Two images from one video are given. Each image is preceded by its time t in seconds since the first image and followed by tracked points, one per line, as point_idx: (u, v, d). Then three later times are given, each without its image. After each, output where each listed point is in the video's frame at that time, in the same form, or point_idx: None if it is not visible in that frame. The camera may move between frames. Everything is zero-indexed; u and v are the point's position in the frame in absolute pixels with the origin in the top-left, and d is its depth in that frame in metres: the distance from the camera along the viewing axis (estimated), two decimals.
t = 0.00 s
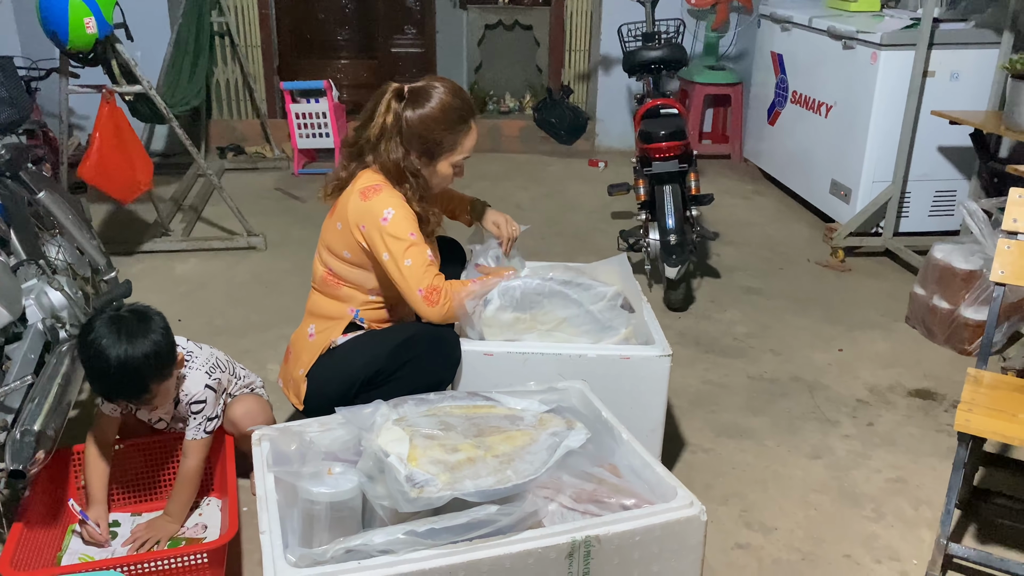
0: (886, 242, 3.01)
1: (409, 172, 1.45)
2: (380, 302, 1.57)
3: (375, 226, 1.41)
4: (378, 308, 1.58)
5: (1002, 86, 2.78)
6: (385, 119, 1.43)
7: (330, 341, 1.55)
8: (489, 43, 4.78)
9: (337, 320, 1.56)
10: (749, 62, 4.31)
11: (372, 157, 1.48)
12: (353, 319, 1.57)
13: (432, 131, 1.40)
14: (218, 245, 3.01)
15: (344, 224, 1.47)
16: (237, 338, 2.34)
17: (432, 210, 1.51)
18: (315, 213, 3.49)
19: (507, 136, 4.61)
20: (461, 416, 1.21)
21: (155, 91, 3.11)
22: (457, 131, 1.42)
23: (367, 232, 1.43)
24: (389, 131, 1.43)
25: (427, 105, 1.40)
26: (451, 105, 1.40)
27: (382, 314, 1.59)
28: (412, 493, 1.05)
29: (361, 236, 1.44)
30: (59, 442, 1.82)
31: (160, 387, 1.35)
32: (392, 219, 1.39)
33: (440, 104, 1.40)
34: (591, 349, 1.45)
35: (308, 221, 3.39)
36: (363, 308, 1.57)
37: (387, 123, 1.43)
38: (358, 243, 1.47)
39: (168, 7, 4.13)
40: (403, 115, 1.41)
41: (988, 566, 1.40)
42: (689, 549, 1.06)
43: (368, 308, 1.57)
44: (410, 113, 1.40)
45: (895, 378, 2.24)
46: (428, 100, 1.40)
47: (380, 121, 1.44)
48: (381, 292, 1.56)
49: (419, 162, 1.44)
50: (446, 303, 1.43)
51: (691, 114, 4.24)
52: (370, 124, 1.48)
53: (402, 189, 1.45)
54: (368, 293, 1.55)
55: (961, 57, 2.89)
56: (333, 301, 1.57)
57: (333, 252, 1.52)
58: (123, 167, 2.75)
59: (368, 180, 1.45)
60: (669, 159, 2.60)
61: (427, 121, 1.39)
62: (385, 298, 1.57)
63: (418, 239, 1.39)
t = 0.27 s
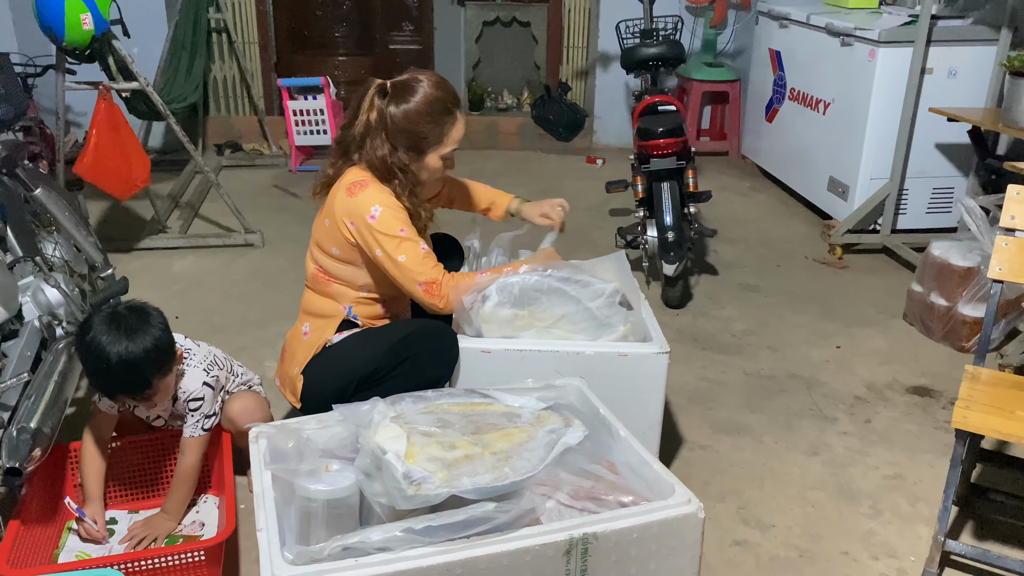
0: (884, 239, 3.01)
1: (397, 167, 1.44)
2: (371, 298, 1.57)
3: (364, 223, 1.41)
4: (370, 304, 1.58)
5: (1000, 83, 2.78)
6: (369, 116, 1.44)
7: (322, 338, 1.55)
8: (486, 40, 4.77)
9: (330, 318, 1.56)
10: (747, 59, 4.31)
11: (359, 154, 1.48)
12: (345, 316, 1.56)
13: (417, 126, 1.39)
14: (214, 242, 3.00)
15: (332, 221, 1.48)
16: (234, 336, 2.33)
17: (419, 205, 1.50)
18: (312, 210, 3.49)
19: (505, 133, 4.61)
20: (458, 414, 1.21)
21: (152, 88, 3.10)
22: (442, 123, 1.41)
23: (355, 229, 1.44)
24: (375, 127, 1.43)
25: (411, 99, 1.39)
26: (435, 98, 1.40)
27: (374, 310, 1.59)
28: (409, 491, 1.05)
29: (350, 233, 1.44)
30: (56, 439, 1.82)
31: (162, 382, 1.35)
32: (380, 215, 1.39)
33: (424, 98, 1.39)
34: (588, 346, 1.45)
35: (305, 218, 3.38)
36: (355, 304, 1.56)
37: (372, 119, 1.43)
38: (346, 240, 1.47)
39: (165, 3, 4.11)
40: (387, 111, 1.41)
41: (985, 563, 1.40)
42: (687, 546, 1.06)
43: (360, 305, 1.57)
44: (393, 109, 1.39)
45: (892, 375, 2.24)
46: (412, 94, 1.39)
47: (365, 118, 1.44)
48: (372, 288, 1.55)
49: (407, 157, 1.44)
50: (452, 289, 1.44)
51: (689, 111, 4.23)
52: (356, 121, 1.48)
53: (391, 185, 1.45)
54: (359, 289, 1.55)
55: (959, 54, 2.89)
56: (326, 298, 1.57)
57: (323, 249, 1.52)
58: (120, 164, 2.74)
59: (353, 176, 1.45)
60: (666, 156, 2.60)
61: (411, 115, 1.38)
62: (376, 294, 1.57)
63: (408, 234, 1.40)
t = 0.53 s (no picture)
0: (883, 236, 3.01)
1: (398, 164, 1.44)
2: (371, 295, 1.57)
3: (366, 217, 1.40)
4: (371, 300, 1.58)
5: (1000, 80, 2.78)
6: (370, 113, 1.44)
7: (322, 334, 1.55)
8: (486, 37, 4.77)
9: (330, 314, 1.56)
10: (746, 56, 4.30)
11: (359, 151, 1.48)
12: (345, 312, 1.56)
13: (418, 123, 1.39)
14: (214, 239, 3.00)
15: (333, 217, 1.47)
16: (233, 333, 2.33)
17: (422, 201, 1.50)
18: (312, 208, 3.49)
19: (504, 130, 4.60)
20: (458, 412, 1.21)
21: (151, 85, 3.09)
22: (443, 122, 1.41)
23: (358, 223, 1.43)
24: (376, 125, 1.43)
25: (413, 97, 1.39)
26: (437, 96, 1.39)
27: (375, 307, 1.58)
28: (409, 488, 1.05)
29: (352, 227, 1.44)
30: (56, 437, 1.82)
31: (163, 376, 1.35)
32: (383, 209, 1.39)
33: (425, 96, 1.39)
34: (589, 343, 1.45)
35: (304, 215, 3.38)
36: (355, 300, 1.56)
37: (373, 116, 1.43)
38: (348, 235, 1.47)
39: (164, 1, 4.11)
40: (389, 108, 1.41)
41: (984, 560, 1.41)
42: (686, 544, 1.06)
43: (360, 301, 1.56)
44: (396, 106, 1.39)
45: (891, 372, 2.24)
46: (414, 91, 1.39)
47: (367, 115, 1.44)
48: (373, 284, 1.55)
49: (407, 154, 1.43)
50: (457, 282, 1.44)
51: (688, 108, 4.23)
52: (357, 118, 1.48)
53: (392, 181, 1.46)
54: (359, 286, 1.55)
55: (958, 52, 2.89)
56: (326, 294, 1.57)
57: (325, 245, 1.52)
58: (119, 161, 2.74)
59: (356, 172, 1.45)
60: (666, 153, 2.59)
61: (412, 113, 1.38)
62: (376, 291, 1.57)
63: (412, 227, 1.39)
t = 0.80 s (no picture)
0: (883, 235, 3.01)
1: (400, 165, 1.44)
2: (371, 295, 1.57)
3: (366, 219, 1.40)
4: (370, 301, 1.58)
5: (1000, 79, 2.77)
6: (374, 113, 1.44)
7: (322, 335, 1.55)
8: (486, 36, 4.78)
9: (329, 315, 1.56)
10: (747, 55, 4.30)
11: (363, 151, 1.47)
12: (345, 313, 1.56)
13: (423, 124, 1.40)
14: (213, 238, 3.00)
15: (334, 217, 1.47)
16: (233, 332, 2.33)
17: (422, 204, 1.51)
18: (311, 207, 3.49)
19: (505, 129, 4.60)
20: (457, 411, 1.21)
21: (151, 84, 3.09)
22: (447, 123, 1.42)
23: (357, 225, 1.43)
24: (380, 125, 1.43)
25: (418, 98, 1.39)
26: (442, 97, 1.40)
27: (374, 307, 1.59)
28: (408, 488, 1.05)
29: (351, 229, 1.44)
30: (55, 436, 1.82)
31: (165, 350, 1.35)
32: (381, 211, 1.39)
33: (430, 96, 1.39)
34: (588, 343, 1.45)
35: (304, 214, 3.38)
36: (354, 301, 1.56)
37: (378, 116, 1.43)
38: (347, 236, 1.47)
39: None
40: (393, 109, 1.41)
41: (983, 560, 1.41)
42: (686, 543, 1.06)
43: (360, 301, 1.56)
44: (401, 106, 1.40)
45: (891, 371, 2.24)
46: (419, 92, 1.40)
47: (371, 115, 1.44)
48: (372, 284, 1.55)
49: (410, 155, 1.44)
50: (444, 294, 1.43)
51: (689, 107, 4.23)
52: (360, 118, 1.48)
53: (393, 182, 1.45)
54: (359, 287, 1.55)
55: (958, 51, 2.89)
56: (325, 295, 1.57)
57: (325, 245, 1.52)
58: (118, 160, 2.74)
59: (358, 172, 1.45)
60: (666, 152, 2.59)
61: (417, 113, 1.39)
62: (376, 292, 1.57)
63: (409, 231, 1.39)
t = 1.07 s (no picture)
0: (884, 235, 3.01)
1: (403, 167, 1.44)
2: (371, 295, 1.57)
3: (365, 219, 1.40)
4: (370, 301, 1.58)
5: (1001, 79, 2.77)
6: (379, 113, 1.44)
7: (322, 335, 1.55)
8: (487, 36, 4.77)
9: (329, 314, 1.56)
10: (748, 54, 4.30)
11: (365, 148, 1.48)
12: (344, 312, 1.56)
13: (427, 125, 1.39)
14: (214, 238, 3.00)
15: (334, 217, 1.47)
16: (234, 332, 2.33)
17: (423, 206, 1.50)
18: (312, 207, 3.49)
19: (506, 129, 4.60)
20: (459, 411, 1.21)
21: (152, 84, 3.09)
22: (452, 127, 1.41)
23: (357, 225, 1.43)
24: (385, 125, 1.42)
25: (422, 99, 1.39)
26: (446, 100, 1.39)
27: (374, 307, 1.59)
28: (410, 488, 1.05)
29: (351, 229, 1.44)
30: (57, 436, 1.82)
31: (176, 311, 1.44)
32: (381, 212, 1.39)
33: (435, 98, 1.39)
34: (590, 343, 1.45)
35: (305, 214, 3.38)
36: (354, 301, 1.56)
37: (383, 116, 1.43)
38: (347, 236, 1.47)
39: None
40: (398, 110, 1.40)
41: (985, 559, 1.41)
42: (687, 542, 1.06)
43: (360, 301, 1.57)
44: (405, 108, 1.39)
45: (892, 371, 2.24)
46: (423, 94, 1.39)
47: (376, 115, 1.44)
48: (371, 285, 1.55)
49: (413, 157, 1.43)
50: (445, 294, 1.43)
51: (690, 106, 4.23)
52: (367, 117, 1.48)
53: (395, 184, 1.45)
54: (358, 287, 1.55)
55: (959, 50, 2.88)
56: (325, 294, 1.57)
57: (325, 245, 1.52)
58: (119, 159, 2.74)
59: (359, 172, 1.45)
60: (667, 152, 2.59)
61: (421, 115, 1.38)
62: (376, 292, 1.57)
63: (408, 233, 1.39)
